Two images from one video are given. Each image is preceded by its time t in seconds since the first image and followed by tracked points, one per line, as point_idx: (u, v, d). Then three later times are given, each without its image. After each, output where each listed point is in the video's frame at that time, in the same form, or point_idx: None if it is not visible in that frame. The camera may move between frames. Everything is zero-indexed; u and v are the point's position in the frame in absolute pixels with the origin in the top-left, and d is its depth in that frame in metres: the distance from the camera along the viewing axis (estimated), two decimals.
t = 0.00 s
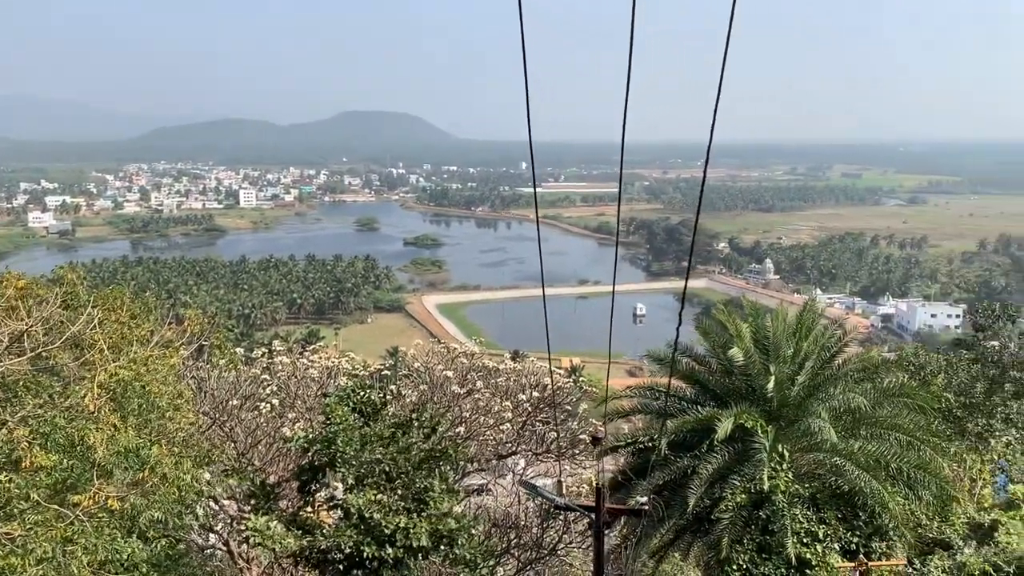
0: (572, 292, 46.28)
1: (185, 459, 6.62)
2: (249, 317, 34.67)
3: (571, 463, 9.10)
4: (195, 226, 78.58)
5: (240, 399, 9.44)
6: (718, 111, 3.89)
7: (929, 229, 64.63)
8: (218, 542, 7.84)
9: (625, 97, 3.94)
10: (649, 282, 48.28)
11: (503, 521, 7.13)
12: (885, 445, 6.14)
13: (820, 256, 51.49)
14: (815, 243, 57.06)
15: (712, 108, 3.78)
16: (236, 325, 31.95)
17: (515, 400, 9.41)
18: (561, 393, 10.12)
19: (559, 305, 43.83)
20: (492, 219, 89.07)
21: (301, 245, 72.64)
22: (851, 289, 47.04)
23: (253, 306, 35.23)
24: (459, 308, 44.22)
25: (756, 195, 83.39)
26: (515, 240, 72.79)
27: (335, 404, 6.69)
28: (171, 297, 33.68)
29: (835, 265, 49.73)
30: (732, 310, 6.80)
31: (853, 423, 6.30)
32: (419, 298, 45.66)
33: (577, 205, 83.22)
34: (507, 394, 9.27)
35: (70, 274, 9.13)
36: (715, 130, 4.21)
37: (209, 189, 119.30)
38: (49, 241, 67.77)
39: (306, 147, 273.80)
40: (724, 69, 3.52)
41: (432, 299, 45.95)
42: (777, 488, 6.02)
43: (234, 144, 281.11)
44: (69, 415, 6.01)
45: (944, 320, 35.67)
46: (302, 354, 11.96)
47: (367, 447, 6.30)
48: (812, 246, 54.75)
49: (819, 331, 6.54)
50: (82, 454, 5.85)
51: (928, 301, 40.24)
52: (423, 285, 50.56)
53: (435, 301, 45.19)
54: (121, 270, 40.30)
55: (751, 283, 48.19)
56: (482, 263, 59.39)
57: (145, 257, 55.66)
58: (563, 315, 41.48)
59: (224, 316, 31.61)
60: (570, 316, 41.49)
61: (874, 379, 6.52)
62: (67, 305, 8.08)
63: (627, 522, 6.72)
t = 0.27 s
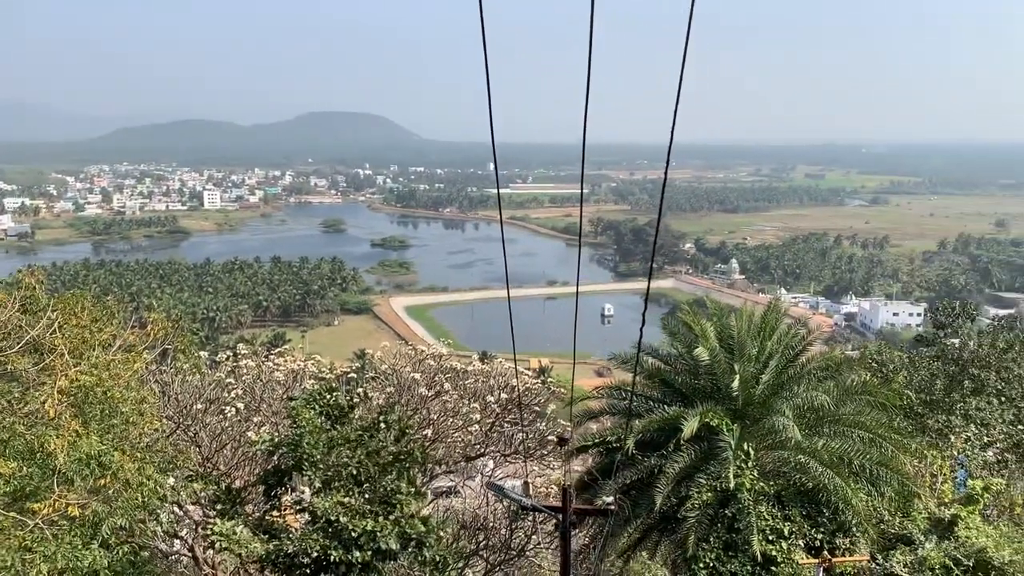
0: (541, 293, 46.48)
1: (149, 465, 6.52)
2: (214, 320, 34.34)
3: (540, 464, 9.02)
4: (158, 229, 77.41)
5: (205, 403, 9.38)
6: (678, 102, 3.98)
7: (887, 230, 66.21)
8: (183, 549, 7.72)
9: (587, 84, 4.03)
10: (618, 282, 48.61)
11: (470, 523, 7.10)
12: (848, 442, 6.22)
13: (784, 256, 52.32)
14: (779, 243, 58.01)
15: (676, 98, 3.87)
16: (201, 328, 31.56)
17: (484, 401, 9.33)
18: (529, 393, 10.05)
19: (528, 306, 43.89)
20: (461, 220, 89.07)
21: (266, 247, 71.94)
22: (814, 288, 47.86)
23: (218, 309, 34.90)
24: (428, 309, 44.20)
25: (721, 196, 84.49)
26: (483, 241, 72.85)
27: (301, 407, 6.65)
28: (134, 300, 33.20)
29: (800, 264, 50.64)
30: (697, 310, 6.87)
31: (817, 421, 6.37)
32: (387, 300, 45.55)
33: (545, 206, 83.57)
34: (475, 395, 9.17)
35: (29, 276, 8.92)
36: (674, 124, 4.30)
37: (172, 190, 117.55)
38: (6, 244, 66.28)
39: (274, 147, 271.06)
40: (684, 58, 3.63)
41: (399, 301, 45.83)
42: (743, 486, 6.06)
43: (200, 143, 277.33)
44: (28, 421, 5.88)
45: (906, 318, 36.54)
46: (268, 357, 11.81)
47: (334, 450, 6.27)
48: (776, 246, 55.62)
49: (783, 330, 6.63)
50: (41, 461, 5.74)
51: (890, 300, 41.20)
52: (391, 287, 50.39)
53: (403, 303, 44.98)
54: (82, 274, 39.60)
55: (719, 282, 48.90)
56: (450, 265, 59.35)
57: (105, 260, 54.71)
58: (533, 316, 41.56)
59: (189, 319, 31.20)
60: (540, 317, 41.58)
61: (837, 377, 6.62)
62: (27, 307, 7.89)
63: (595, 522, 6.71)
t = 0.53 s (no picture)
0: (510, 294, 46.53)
1: (111, 471, 6.41)
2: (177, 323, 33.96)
3: (507, 466, 8.96)
4: (119, 231, 76.11)
5: (168, 408, 9.27)
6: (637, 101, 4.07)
7: (845, 231, 68.00)
8: (146, 556, 7.63)
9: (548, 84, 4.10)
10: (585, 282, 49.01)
11: (437, 524, 7.10)
12: (811, 439, 6.29)
13: (748, 256, 53.15)
14: (742, 243, 59.11)
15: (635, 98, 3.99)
16: (164, 333, 31.15)
17: (450, 403, 9.31)
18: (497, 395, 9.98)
19: (493, 307, 43.89)
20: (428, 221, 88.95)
21: (230, 250, 71.13)
22: (777, 288, 48.69)
23: (181, 313, 34.51)
24: (395, 311, 44.11)
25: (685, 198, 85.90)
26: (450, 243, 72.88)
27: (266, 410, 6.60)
28: (94, 304, 32.68)
29: (763, 264, 51.49)
30: (662, 311, 6.93)
31: (779, 419, 6.44)
32: (353, 302, 45.39)
33: (512, 207, 83.84)
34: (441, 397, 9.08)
35: None
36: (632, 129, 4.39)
37: (132, 191, 115.55)
38: None
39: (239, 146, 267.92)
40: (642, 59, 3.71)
41: (366, 302, 45.65)
42: (707, 484, 6.10)
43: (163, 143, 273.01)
44: None
45: (867, 316, 38.02)
46: (233, 360, 11.67)
47: (300, 453, 6.20)
48: (740, 247, 56.47)
49: (747, 330, 6.70)
50: None
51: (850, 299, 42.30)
52: (357, 288, 50.17)
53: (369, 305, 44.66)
54: (40, 278, 38.83)
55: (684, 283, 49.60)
56: (416, 266, 59.27)
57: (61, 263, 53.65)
58: (498, 316, 41.61)
59: (151, 323, 30.77)
60: (507, 317, 41.66)
61: (800, 376, 6.69)
62: None
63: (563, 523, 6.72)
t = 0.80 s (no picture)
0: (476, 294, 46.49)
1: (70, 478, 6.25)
2: (137, 327, 33.51)
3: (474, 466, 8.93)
4: (77, 234, 74.60)
5: (127, 413, 9.09)
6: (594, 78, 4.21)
7: (805, 231, 69.42)
8: (106, 563, 7.49)
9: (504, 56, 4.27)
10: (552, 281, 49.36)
11: (402, 527, 7.08)
12: (773, 437, 6.37)
13: (710, 256, 53.92)
14: (704, 243, 60.04)
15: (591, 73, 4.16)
16: (124, 336, 30.81)
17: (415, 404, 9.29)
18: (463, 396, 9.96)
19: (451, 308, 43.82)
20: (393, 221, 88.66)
21: (191, 252, 70.14)
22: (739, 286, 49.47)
23: (141, 317, 34.05)
24: (359, 313, 43.90)
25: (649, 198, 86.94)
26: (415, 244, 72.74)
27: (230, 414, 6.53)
28: (51, 309, 32.06)
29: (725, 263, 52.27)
30: (625, 310, 7.00)
31: (742, 416, 6.51)
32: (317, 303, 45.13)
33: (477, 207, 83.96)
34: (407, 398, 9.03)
35: None
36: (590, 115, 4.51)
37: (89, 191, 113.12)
38: None
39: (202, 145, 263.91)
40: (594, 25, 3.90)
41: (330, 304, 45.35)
42: (671, 482, 6.16)
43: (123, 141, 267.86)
44: None
45: (827, 314, 39.40)
46: (193, 364, 11.52)
47: (263, 457, 6.14)
48: (702, 246, 57.26)
49: (709, 328, 6.78)
50: None
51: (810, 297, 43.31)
52: (321, 290, 49.84)
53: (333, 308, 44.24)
54: None
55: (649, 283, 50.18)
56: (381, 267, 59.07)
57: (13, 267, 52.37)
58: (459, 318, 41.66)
59: (111, 326, 30.45)
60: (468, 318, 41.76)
61: (761, 374, 6.78)
62: None
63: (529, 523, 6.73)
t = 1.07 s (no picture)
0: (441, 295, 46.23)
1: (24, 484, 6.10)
2: (96, 331, 33.02)
3: (439, 468, 8.87)
4: (32, 236, 72.87)
5: (85, 419, 9.01)
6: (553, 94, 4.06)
7: (766, 230, 70.70)
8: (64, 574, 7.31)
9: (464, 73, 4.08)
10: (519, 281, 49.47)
11: (368, 529, 7.04)
12: (735, 434, 6.42)
13: (673, 255, 54.56)
14: (668, 242, 60.76)
15: (550, 97, 3.99)
16: (83, 341, 30.23)
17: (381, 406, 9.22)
18: (428, 398, 9.87)
19: (412, 307, 43.55)
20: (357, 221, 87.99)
21: (151, 254, 68.99)
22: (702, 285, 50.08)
23: (100, 320, 33.55)
24: (322, 314, 43.63)
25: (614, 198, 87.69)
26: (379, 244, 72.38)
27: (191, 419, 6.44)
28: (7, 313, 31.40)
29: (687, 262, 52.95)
30: (590, 311, 7.00)
31: (705, 414, 6.57)
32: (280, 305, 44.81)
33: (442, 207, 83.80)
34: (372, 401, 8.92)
35: None
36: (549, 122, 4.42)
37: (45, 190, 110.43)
38: None
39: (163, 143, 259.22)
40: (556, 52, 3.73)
41: (293, 306, 44.98)
42: (636, 481, 6.22)
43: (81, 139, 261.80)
44: None
45: (788, 312, 40.16)
46: (153, 368, 11.34)
47: (226, 462, 6.05)
48: (666, 246, 57.83)
49: (673, 327, 6.82)
50: None
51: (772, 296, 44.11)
52: (284, 292, 49.43)
53: (297, 310, 43.70)
54: None
55: (614, 283, 50.50)
56: (345, 268, 58.76)
57: None
58: (421, 318, 41.45)
59: (70, 330, 29.86)
60: (431, 318, 41.62)
61: (725, 372, 6.83)
62: None
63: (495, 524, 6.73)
